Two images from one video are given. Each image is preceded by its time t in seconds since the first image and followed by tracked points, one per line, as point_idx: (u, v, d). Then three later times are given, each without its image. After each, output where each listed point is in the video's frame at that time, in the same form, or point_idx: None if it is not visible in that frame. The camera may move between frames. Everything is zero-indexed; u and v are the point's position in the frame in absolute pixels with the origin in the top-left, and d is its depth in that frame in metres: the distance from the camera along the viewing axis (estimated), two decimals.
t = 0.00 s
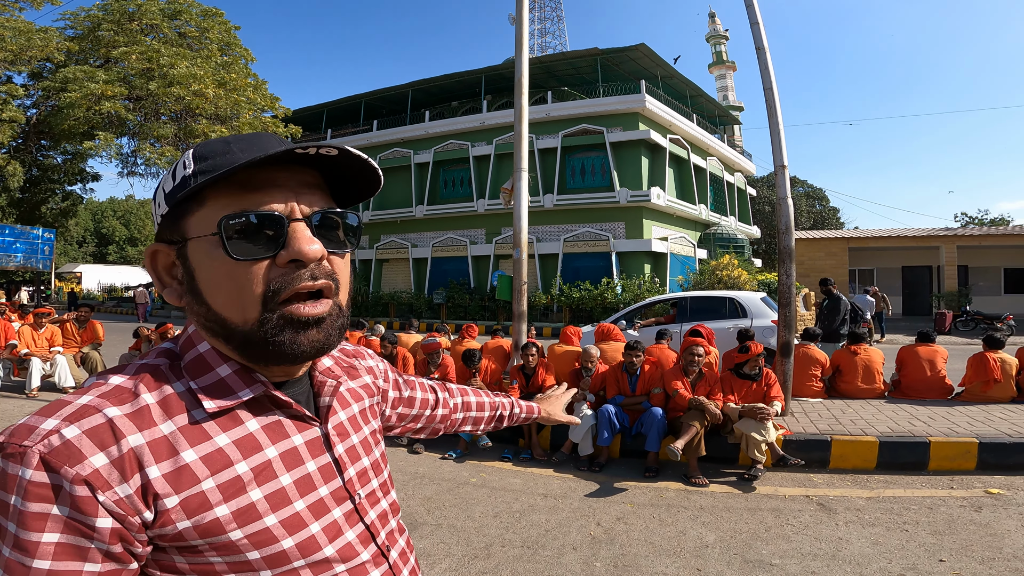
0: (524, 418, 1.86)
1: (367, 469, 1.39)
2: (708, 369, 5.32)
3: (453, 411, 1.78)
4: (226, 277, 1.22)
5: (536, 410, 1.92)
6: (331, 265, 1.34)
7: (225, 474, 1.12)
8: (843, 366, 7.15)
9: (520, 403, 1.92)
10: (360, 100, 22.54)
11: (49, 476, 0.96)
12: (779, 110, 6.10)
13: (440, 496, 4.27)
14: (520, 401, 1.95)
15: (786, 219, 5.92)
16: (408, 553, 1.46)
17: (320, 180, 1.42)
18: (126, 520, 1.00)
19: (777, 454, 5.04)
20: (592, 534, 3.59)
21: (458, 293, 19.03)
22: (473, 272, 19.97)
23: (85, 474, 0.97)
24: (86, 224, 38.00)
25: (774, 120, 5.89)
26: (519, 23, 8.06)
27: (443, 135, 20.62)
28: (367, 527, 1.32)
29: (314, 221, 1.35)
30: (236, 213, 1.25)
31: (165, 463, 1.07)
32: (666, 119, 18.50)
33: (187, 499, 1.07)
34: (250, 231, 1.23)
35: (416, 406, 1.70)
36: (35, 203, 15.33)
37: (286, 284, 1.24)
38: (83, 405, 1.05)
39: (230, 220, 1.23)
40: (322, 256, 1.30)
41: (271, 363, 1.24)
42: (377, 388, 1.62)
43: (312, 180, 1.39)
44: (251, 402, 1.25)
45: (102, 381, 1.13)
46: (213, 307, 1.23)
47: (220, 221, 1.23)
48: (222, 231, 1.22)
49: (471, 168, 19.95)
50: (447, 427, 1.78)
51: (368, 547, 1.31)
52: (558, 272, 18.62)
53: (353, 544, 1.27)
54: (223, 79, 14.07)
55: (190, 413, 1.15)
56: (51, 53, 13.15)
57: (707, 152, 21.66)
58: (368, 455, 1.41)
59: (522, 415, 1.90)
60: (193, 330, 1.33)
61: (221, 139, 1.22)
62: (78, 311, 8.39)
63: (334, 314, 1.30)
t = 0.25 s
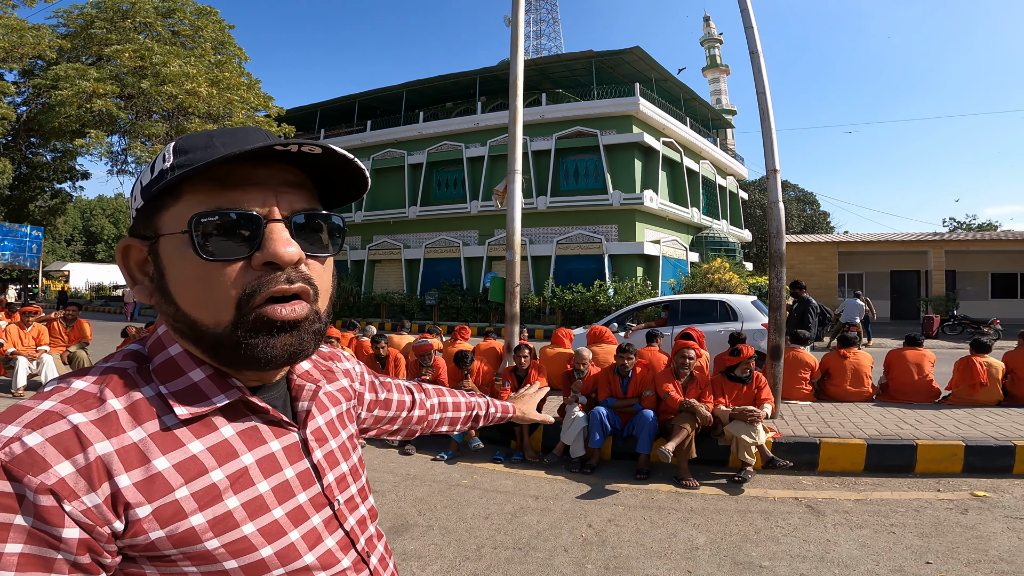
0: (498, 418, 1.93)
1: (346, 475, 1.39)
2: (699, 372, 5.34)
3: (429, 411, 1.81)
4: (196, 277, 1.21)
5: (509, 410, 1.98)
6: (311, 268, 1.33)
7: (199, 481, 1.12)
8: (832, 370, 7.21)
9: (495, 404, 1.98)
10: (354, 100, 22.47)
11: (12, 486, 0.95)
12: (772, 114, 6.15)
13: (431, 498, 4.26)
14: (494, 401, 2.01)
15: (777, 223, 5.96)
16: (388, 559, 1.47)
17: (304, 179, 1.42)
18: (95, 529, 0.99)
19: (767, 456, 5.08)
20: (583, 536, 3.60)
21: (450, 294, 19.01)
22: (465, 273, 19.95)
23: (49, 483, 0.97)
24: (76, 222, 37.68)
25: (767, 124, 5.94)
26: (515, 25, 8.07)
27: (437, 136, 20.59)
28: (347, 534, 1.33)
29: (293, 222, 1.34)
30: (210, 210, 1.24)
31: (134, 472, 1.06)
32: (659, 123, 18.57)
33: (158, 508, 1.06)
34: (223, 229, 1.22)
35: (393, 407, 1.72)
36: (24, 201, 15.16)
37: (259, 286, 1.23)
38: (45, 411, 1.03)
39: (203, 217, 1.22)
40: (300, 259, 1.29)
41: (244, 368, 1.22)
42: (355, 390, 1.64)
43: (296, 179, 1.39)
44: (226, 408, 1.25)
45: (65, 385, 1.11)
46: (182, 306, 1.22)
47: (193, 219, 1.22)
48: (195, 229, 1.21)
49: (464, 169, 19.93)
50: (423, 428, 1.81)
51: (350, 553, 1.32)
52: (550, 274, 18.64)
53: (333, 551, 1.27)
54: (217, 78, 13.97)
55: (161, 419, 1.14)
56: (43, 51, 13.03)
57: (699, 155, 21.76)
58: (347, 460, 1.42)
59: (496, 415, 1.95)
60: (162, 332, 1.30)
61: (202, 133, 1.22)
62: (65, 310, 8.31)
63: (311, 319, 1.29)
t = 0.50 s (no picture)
0: (484, 415, 1.95)
1: (330, 472, 1.40)
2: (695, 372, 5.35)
3: (415, 408, 1.84)
4: (166, 268, 1.20)
5: (495, 407, 2.01)
6: (288, 260, 1.33)
7: (179, 478, 1.12)
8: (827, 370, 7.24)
9: (481, 400, 2.00)
10: (350, 100, 22.42)
11: None
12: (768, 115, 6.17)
13: (427, 497, 4.26)
14: (479, 399, 2.03)
15: (772, 224, 5.98)
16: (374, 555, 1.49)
17: (282, 169, 1.41)
18: (70, 526, 0.99)
19: (763, 456, 5.10)
20: (580, 536, 3.60)
21: (447, 294, 19.00)
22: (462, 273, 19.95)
23: (22, 478, 0.96)
24: (71, 221, 37.50)
25: (764, 125, 5.96)
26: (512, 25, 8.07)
27: (434, 136, 20.56)
28: (332, 531, 1.34)
29: (269, 213, 1.33)
30: (181, 201, 1.23)
31: (109, 467, 1.05)
32: (656, 123, 18.61)
33: (136, 505, 1.06)
34: (196, 221, 1.22)
35: (378, 404, 1.74)
36: (18, 199, 15.07)
37: (231, 278, 1.22)
38: (18, 406, 1.03)
39: (172, 207, 1.22)
40: (274, 251, 1.29)
41: (216, 362, 1.22)
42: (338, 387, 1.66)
43: (273, 170, 1.38)
44: (203, 403, 1.25)
45: (39, 380, 1.11)
46: (153, 299, 1.22)
47: (162, 209, 1.21)
48: (163, 220, 1.20)
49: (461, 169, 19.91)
50: (409, 425, 1.83)
51: (336, 551, 1.33)
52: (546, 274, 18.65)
53: (318, 548, 1.28)
54: (212, 77, 13.92)
55: (137, 414, 1.14)
56: (38, 49, 12.96)
57: (695, 156, 21.80)
58: (331, 457, 1.43)
59: (482, 412, 1.97)
60: (138, 325, 1.30)
61: (180, 124, 1.21)
62: (59, 309, 8.28)
63: (286, 312, 1.28)
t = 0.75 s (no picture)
0: (477, 413, 1.96)
1: (318, 474, 1.41)
2: (693, 370, 5.36)
3: (407, 407, 1.84)
4: (141, 270, 1.20)
5: (487, 404, 2.02)
6: (270, 261, 1.32)
7: (160, 481, 1.12)
8: (825, 367, 7.25)
9: (472, 399, 2.00)
10: (347, 100, 22.39)
11: None
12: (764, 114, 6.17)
13: (427, 498, 4.25)
14: (472, 396, 2.04)
15: (769, 222, 5.98)
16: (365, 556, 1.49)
17: (265, 171, 1.40)
18: (48, 529, 0.99)
19: (762, 453, 5.11)
20: (580, 535, 3.60)
21: (445, 294, 18.99)
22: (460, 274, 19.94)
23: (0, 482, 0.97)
24: (67, 224, 37.39)
25: (760, 123, 5.96)
26: (508, 25, 8.06)
27: (431, 136, 20.54)
28: (320, 534, 1.34)
29: (248, 213, 1.32)
30: (157, 202, 1.23)
31: (87, 470, 1.05)
32: (652, 122, 18.62)
33: (116, 508, 1.05)
34: (174, 223, 1.21)
35: (370, 404, 1.74)
36: (13, 202, 15.01)
37: (207, 280, 1.21)
38: None
39: (147, 208, 1.21)
40: (251, 250, 1.27)
41: (194, 366, 1.21)
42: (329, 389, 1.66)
43: (255, 171, 1.37)
44: (185, 407, 1.25)
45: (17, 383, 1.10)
46: (129, 302, 1.21)
47: (136, 211, 1.21)
48: (137, 221, 1.20)
49: (458, 169, 19.89)
50: (402, 424, 1.84)
51: (325, 553, 1.34)
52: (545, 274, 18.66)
53: (307, 550, 1.29)
54: (208, 78, 13.88)
55: (116, 416, 1.14)
56: (32, 51, 12.88)
57: (692, 155, 21.81)
58: (320, 459, 1.43)
59: (474, 410, 1.98)
60: (119, 328, 1.30)
61: (159, 126, 1.20)
62: (56, 312, 8.25)
63: (266, 313, 1.27)
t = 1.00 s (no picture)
0: (480, 415, 1.95)
1: (316, 481, 1.40)
2: (694, 372, 5.35)
3: (409, 411, 1.83)
4: (126, 277, 1.20)
5: (491, 406, 2.00)
6: (257, 265, 1.32)
7: (153, 489, 1.12)
8: (826, 369, 7.25)
9: (476, 401, 1.99)
10: (346, 105, 22.44)
11: None
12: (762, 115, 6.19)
13: (428, 501, 4.24)
14: (475, 398, 2.03)
15: (768, 224, 5.98)
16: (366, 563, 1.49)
17: (248, 175, 1.40)
18: (41, 536, 0.99)
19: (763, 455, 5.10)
20: (582, 538, 3.59)
21: (445, 298, 18.98)
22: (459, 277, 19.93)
23: None
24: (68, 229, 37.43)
25: (758, 125, 5.97)
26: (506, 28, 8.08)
27: (430, 140, 20.58)
28: (319, 541, 1.34)
29: (234, 218, 1.32)
30: (137, 209, 1.23)
31: (78, 478, 1.05)
32: (651, 125, 18.66)
33: (108, 515, 1.05)
34: (156, 228, 1.21)
35: (371, 408, 1.74)
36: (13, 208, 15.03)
37: (190, 286, 1.20)
38: None
39: (128, 215, 1.21)
40: (235, 255, 1.26)
41: (181, 373, 1.21)
42: (328, 394, 1.66)
43: (236, 173, 1.37)
44: (177, 415, 1.25)
45: (8, 394, 1.11)
46: (116, 310, 1.21)
47: (117, 218, 1.21)
48: (118, 228, 1.20)
49: (457, 173, 19.92)
50: (404, 428, 1.83)
51: (324, 561, 1.33)
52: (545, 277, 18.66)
53: (305, 558, 1.28)
54: (207, 82, 13.91)
55: (107, 426, 1.14)
56: (31, 56, 12.91)
57: (691, 157, 21.84)
58: (318, 465, 1.43)
59: (477, 412, 1.97)
60: (111, 337, 1.30)
61: (138, 131, 1.20)
62: (56, 317, 8.24)
63: (254, 317, 1.26)
